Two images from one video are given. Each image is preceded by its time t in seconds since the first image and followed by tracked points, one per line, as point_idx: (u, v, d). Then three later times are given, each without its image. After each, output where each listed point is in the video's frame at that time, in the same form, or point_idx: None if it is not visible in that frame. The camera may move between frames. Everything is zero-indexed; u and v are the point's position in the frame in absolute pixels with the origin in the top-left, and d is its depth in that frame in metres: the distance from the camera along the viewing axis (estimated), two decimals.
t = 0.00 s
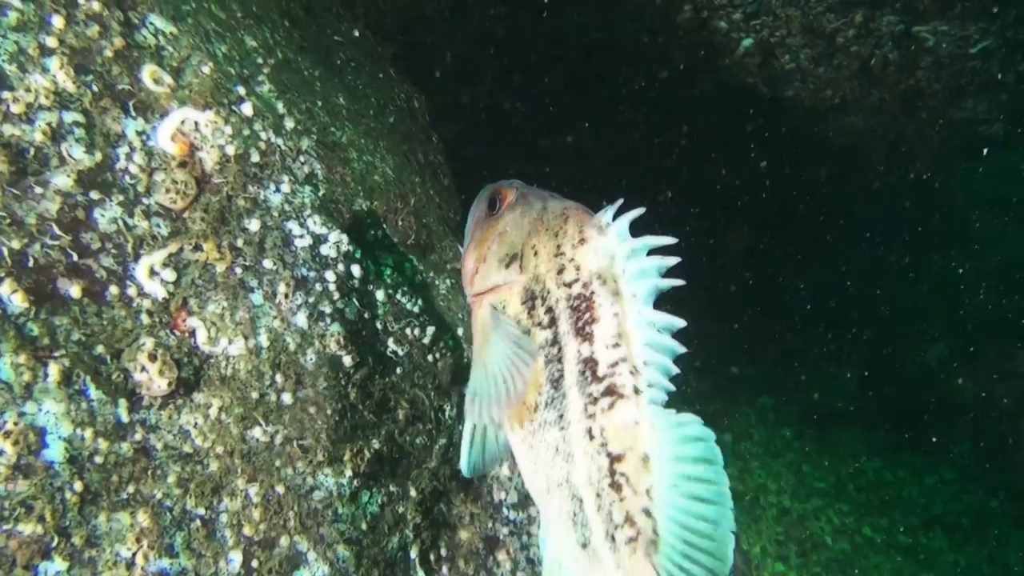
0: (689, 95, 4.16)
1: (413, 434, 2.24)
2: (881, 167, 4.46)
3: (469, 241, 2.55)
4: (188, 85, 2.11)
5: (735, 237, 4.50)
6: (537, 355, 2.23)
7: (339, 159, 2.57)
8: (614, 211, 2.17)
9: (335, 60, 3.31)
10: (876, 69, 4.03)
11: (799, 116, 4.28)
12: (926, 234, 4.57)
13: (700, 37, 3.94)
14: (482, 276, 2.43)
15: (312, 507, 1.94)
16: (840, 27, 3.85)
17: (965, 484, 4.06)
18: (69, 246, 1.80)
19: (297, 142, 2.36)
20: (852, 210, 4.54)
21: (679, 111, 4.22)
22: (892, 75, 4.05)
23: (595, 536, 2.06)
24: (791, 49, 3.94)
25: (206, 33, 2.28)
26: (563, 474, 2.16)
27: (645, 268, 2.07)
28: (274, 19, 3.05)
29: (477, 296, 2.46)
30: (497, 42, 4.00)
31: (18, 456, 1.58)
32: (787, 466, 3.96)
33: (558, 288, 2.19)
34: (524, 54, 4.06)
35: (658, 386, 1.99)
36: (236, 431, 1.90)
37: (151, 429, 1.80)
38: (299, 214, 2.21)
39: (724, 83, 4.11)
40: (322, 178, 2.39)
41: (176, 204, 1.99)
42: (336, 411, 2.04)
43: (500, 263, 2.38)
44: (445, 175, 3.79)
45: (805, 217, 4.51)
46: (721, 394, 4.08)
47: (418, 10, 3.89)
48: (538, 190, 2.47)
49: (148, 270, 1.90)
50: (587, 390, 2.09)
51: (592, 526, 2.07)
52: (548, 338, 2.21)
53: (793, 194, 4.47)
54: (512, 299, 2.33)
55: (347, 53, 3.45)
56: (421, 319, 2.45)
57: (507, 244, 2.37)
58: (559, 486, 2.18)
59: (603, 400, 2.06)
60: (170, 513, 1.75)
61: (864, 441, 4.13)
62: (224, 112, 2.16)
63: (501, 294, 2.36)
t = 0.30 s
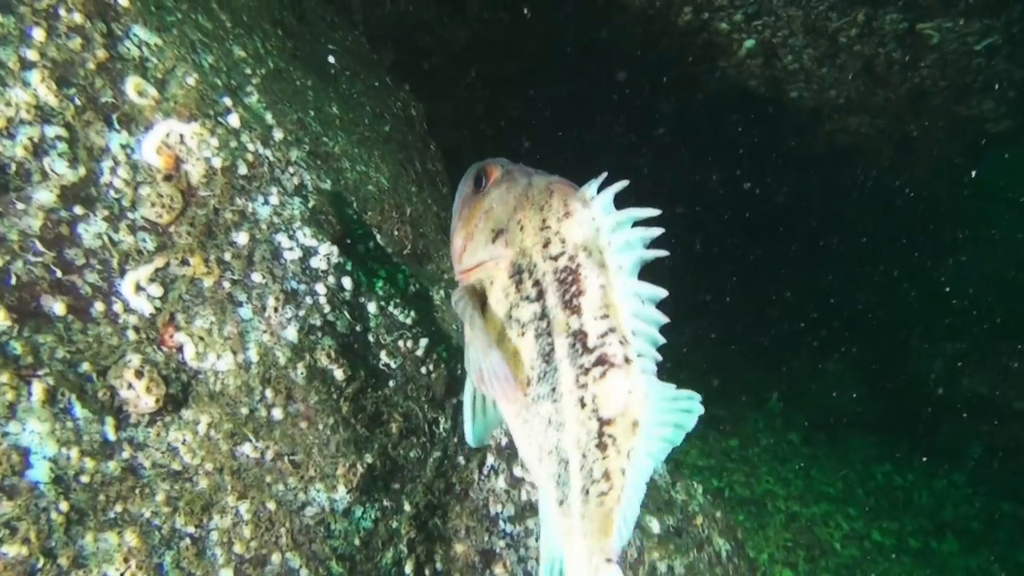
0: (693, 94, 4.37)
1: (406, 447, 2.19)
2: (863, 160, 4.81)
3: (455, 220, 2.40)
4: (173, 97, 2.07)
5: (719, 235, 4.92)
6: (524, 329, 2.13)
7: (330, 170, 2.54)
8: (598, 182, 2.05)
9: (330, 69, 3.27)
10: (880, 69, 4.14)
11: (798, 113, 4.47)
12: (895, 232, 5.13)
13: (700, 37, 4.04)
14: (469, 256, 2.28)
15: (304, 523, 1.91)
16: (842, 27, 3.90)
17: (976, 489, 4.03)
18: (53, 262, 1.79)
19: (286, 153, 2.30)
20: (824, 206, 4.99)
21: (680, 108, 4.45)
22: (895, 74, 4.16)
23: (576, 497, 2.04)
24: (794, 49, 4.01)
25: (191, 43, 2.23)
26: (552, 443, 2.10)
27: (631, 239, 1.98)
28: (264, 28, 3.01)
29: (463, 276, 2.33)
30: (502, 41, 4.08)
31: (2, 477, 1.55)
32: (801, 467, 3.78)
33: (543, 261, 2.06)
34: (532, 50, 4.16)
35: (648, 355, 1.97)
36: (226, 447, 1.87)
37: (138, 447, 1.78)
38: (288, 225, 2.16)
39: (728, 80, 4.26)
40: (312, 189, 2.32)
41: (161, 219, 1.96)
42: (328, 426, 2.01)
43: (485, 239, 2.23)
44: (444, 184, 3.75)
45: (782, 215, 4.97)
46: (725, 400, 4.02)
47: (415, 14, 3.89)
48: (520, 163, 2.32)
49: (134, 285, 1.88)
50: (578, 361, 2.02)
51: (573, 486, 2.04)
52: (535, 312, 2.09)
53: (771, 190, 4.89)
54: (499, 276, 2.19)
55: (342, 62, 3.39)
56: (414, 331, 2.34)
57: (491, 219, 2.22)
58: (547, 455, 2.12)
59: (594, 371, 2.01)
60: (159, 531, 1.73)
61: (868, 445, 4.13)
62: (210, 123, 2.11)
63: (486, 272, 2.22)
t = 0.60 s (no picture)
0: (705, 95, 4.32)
1: (400, 468, 2.14)
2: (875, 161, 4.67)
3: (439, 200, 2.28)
4: (159, 111, 2.02)
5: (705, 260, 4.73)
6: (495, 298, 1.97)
7: (325, 181, 2.50)
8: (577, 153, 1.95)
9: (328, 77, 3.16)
10: (890, 69, 3.94)
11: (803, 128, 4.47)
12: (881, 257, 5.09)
13: (707, 41, 3.95)
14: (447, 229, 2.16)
15: (292, 546, 1.88)
16: (852, 28, 3.73)
17: (989, 498, 3.95)
18: (34, 282, 1.75)
19: (276, 166, 2.22)
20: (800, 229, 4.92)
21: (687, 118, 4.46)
22: (907, 75, 3.97)
23: (568, 471, 1.86)
24: (803, 51, 3.88)
25: (180, 55, 2.18)
26: (529, 416, 1.93)
27: (603, 203, 1.87)
28: (261, 36, 2.91)
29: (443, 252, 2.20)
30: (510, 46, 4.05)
31: None
32: (812, 475, 3.72)
33: (514, 228, 1.93)
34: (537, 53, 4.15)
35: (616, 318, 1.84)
36: (213, 470, 1.83)
37: (122, 470, 1.73)
38: (278, 240, 2.10)
39: (735, 90, 4.26)
40: (304, 203, 2.25)
41: (147, 235, 1.90)
42: (318, 446, 1.96)
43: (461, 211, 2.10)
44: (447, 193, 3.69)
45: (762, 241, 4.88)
46: (737, 413, 3.92)
47: (423, 19, 3.87)
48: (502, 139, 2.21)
49: (118, 304, 1.83)
50: (551, 329, 1.87)
51: (560, 460, 1.88)
52: (507, 279, 1.94)
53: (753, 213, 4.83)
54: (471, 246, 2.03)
55: (341, 70, 3.28)
56: (408, 347, 2.29)
57: (467, 190, 2.10)
58: (527, 428, 1.95)
59: (567, 338, 1.85)
60: (142, 558, 1.69)
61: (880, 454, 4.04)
62: (198, 137, 2.05)
63: (467, 246, 2.03)
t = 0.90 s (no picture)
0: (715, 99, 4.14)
1: (395, 494, 2.11)
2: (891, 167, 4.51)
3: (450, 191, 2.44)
4: (152, 130, 1.97)
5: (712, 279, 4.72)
6: (488, 269, 2.06)
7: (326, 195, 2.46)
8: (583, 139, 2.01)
9: (334, 88, 3.12)
10: (904, 77, 3.78)
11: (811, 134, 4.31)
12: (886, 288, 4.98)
13: (718, 47, 3.74)
14: (454, 215, 2.30)
15: None
16: (864, 35, 3.54)
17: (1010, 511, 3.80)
18: (19, 306, 1.71)
19: (272, 183, 2.15)
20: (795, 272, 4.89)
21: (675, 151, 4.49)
22: (919, 82, 3.80)
23: (524, 421, 1.88)
24: (815, 57, 3.69)
25: (175, 72, 2.14)
26: (503, 375, 1.97)
27: (596, 180, 1.89)
28: (263, 48, 2.87)
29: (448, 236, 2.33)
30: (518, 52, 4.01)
31: None
32: (824, 485, 3.64)
33: (512, 203, 2.03)
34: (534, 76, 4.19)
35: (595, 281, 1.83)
36: (200, 499, 1.79)
37: (107, 500, 1.71)
38: (272, 259, 2.03)
39: (748, 95, 4.06)
40: (301, 220, 2.17)
41: (137, 257, 1.85)
42: (310, 472, 1.91)
43: (468, 197, 2.25)
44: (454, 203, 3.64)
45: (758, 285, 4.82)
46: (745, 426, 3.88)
47: (432, 26, 3.79)
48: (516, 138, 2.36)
49: (106, 327, 1.79)
50: (530, 289, 1.90)
51: (523, 413, 1.89)
52: (499, 250, 2.03)
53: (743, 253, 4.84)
54: (473, 227, 2.17)
55: (346, 79, 3.24)
56: (405, 368, 2.23)
57: (477, 178, 2.25)
58: (499, 387, 1.99)
59: (543, 297, 1.86)
60: None
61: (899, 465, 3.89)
62: (190, 156, 2.00)
63: (465, 226, 2.21)
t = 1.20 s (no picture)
0: (730, 103, 3.95)
1: (398, 529, 2.04)
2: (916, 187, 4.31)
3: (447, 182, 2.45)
4: (144, 152, 1.89)
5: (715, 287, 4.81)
6: (491, 257, 2.04)
7: (327, 213, 2.42)
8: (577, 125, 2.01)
9: (336, 99, 3.07)
10: (926, 78, 3.51)
11: (832, 138, 4.02)
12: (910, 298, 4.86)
13: (732, 50, 3.57)
14: (453, 205, 2.31)
15: None
16: (884, 36, 3.34)
17: None
18: (3, 339, 1.62)
19: (269, 205, 2.08)
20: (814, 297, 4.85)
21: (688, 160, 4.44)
22: (943, 84, 3.52)
23: (531, 402, 1.86)
24: (833, 59, 3.48)
25: (169, 90, 2.08)
26: (511, 359, 1.93)
27: (594, 163, 1.90)
28: (264, 60, 2.80)
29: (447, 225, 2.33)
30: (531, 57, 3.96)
31: None
32: (846, 501, 3.43)
33: (512, 190, 2.03)
34: (545, 87, 4.14)
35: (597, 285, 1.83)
36: (193, 537, 1.70)
37: (95, 542, 1.62)
38: (270, 284, 1.96)
39: (765, 98, 3.83)
40: (299, 243, 2.09)
41: (127, 285, 1.77)
42: (310, 507, 1.84)
43: (467, 186, 2.26)
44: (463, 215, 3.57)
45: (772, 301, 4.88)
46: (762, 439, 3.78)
47: (439, 31, 3.79)
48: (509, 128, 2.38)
49: (95, 360, 1.70)
50: (535, 273, 1.88)
51: (529, 392, 1.86)
52: (502, 236, 2.02)
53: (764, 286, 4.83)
54: (473, 215, 2.17)
55: (350, 89, 3.19)
56: (407, 397, 2.16)
57: (474, 168, 2.26)
58: (507, 371, 1.95)
59: (549, 279, 1.84)
60: None
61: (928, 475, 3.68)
62: (184, 178, 1.92)
63: (464, 214, 2.21)
